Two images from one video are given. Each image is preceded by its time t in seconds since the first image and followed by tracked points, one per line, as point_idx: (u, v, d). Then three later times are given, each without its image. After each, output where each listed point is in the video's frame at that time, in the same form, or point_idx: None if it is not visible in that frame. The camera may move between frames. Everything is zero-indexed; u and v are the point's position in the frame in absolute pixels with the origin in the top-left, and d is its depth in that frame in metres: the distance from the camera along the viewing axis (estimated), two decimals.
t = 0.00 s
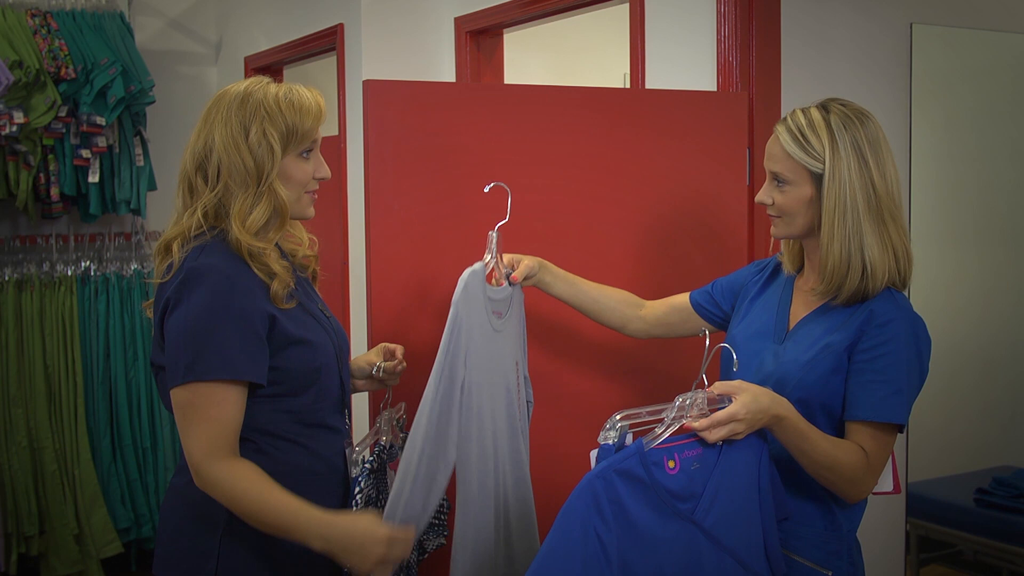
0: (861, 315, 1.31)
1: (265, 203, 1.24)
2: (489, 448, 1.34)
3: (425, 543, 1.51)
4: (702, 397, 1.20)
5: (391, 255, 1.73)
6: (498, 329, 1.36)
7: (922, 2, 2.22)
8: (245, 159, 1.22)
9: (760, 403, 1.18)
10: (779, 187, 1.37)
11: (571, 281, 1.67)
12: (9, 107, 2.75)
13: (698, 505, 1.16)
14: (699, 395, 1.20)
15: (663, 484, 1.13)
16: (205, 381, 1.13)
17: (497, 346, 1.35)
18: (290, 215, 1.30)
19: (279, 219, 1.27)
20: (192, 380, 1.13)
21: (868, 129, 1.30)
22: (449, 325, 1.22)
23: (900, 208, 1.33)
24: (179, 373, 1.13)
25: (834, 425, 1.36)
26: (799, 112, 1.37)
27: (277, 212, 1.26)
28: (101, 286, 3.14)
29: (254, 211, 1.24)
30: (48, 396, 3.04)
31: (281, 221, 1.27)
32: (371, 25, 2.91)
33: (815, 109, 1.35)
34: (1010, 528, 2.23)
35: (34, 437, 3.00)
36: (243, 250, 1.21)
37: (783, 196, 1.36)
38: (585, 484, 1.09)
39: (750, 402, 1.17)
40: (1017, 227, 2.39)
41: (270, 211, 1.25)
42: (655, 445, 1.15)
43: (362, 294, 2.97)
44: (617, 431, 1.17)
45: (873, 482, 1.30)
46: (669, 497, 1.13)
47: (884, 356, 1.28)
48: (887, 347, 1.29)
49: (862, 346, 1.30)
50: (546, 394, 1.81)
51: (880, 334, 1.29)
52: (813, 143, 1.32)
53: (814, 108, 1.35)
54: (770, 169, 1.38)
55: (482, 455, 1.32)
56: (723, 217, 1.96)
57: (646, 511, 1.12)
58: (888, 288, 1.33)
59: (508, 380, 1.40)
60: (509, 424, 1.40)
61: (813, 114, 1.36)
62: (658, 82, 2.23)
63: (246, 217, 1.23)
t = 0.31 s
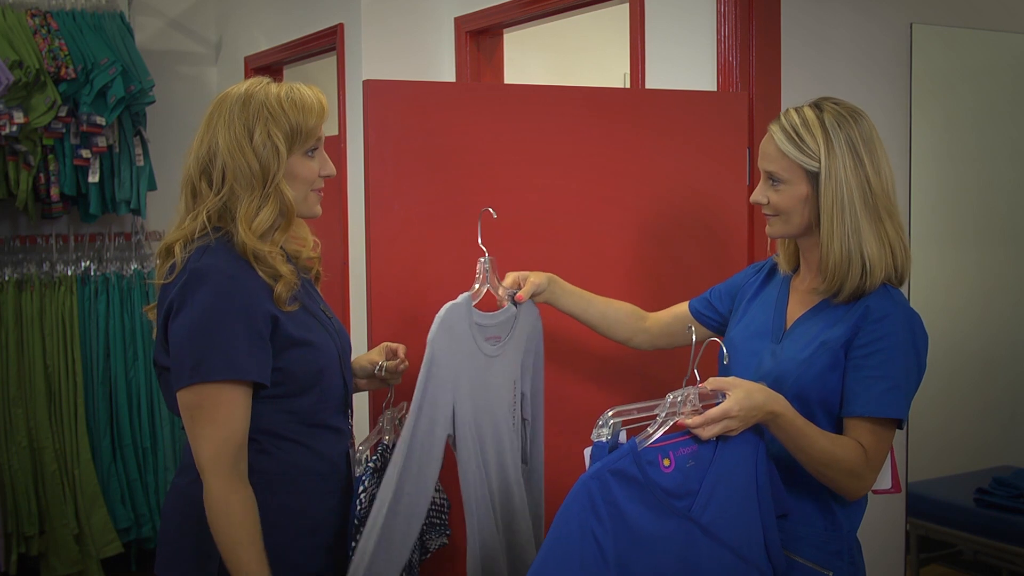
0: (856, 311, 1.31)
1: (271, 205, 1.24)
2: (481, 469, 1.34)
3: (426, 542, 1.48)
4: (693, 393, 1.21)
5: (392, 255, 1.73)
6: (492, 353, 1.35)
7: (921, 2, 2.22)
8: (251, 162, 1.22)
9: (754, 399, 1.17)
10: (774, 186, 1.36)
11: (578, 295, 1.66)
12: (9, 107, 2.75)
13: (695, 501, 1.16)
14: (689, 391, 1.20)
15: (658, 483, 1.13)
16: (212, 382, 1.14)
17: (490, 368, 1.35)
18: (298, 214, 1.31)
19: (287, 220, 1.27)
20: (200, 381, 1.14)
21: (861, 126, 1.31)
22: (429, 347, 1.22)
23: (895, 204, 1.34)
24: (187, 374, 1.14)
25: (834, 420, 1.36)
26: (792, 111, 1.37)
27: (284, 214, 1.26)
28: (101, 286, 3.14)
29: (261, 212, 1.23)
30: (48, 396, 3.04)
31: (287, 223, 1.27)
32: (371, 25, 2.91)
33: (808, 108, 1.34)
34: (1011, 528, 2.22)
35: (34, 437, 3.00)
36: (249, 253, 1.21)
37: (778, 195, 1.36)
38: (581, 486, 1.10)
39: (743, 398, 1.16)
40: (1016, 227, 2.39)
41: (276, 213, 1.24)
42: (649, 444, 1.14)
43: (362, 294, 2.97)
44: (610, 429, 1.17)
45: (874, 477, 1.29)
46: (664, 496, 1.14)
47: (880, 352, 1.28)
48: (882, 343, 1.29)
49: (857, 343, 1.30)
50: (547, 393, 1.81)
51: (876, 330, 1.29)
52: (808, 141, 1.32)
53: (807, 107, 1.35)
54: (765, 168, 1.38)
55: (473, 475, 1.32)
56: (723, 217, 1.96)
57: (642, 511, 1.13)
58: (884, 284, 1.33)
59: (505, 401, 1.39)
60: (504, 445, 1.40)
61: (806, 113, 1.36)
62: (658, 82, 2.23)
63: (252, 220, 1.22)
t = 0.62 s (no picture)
0: (850, 305, 1.32)
1: (274, 206, 1.24)
2: (467, 472, 1.31)
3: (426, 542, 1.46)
4: (683, 383, 1.21)
5: (392, 254, 1.73)
6: (510, 357, 1.32)
7: (921, 2, 2.22)
8: (253, 162, 1.22)
9: (740, 392, 1.18)
10: (768, 184, 1.36)
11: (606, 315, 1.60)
12: (9, 107, 2.75)
13: (683, 490, 1.15)
14: (678, 381, 1.21)
15: (645, 472, 1.12)
16: (210, 381, 1.14)
17: (503, 372, 1.32)
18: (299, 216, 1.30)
19: (289, 220, 1.27)
20: (195, 381, 1.15)
21: (856, 125, 1.32)
22: (415, 340, 1.21)
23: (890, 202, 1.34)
24: (185, 373, 1.14)
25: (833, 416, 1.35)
26: (787, 109, 1.37)
27: (285, 215, 1.26)
28: (101, 286, 3.14)
29: (263, 213, 1.23)
30: (49, 396, 3.04)
31: (289, 224, 1.27)
32: (371, 25, 2.91)
33: (802, 106, 1.35)
34: (1011, 528, 2.22)
35: (34, 437, 3.00)
36: (247, 252, 1.21)
37: (774, 192, 1.36)
38: (567, 477, 1.07)
39: (728, 391, 1.17)
40: (1017, 227, 2.39)
41: (278, 213, 1.24)
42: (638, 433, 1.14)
43: (362, 294, 2.97)
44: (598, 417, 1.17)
45: (869, 470, 1.29)
46: (651, 484, 1.12)
47: (874, 345, 1.29)
48: (876, 336, 1.29)
49: (852, 336, 1.30)
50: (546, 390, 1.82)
51: (869, 323, 1.30)
52: (804, 139, 1.32)
53: (801, 105, 1.35)
54: (759, 166, 1.37)
55: (455, 476, 1.29)
56: (724, 217, 1.96)
57: (631, 501, 1.11)
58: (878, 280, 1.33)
59: (523, 408, 1.36)
60: (512, 454, 1.36)
61: (800, 111, 1.36)
62: (657, 82, 2.23)
63: (254, 219, 1.22)
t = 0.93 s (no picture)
0: (847, 299, 1.32)
1: (261, 206, 1.23)
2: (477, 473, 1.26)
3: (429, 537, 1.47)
4: (679, 365, 1.21)
5: (391, 253, 1.73)
6: (533, 360, 1.27)
7: (921, 2, 2.22)
8: (242, 159, 1.21)
9: (733, 380, 1.18)
10: (774, 183, 1.35)
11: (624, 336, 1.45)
12: (9, 107, 2.74)
13: (676, 473, 1.17)
14: (674, 362, 1.21)
15: (637, 452, 1.14)
16: (199, 378, 1.14)
17: (526, 376, 1.27)
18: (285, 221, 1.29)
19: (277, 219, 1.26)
20: (183, 378, 1.13)
21: (854, 126, 1.33)
22: (424, 334, 1.17)
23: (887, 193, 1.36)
24: (171, 371, 1.13)
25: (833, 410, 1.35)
26: (779, 108, 1.37)
27: (273, 216, 1.25)
28: (101, 286, 3.14)
29: (249, 212, 1.23)
30: (49, 396, 3.04)
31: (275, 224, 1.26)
32: (371, 25, 2.91)
33: (796, 105, 1.35)
34: (1012, 528, 2.21)
35: (34, 437, 3.00)
36: (239, 250, 1.21)
37: (781, 191, 1.34)
38: (558, 452, 1.09)
39: (721, 378, 1.17)
40: (1017, 227, 2.39)
41: (265, 212, 1.24)
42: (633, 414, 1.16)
43: (362, 294, 2.97)
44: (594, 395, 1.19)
45: (868, 464, 1.27)
46: (641, 463, 1.14)
47: (871, 338, 1.28)
48: (872, 328, 1.28)
49: (849, 329, 1.30)
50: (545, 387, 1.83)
51: (867, 316, 1.29)
52: (808, 138, 1.32)
53: (794, 103, 1.35)
54: (759, 166, 1.36)
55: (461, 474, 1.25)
56: (723, 217, 1.96)
57: (621, 479, 1.12)
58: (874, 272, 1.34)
59: (548, 414, 1.30)
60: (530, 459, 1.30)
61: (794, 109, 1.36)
62: (657, 82, 2.23)
63: (241, 217, 1.22)
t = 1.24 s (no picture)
0: (845, 294, 1.32)
1: (260, 211, 1.22)
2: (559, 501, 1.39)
3: (436, 529, 1.46)
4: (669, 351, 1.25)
5: (392, 254, 1.73)
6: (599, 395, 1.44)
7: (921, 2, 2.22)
8: (250, 162, 1.20)
9: (722, 368, 1.19)
10: (772, 183, 1.35)
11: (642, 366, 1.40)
12: (9, 107, 2.74)
13: (664, 458, 1.21)
14: (665, 349, 1.25)
15: (625, 432, 1.20)
16: (192, 375, 1.13)
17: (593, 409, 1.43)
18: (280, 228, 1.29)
19: (274, 226, 1.25)
20: (179, 376, 1.13)
21: (849, 130, 1.34)
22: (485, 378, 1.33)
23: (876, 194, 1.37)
24: (167, 370, 1.13)
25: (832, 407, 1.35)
26: (774, 108, 1.38)
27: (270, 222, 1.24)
28: (102, 286, 3.14)
29: (246, 216, 1.22)
30: (49, 396, 3.04)
31: (275, 229, 1.26)
32: (371, 25, 2.91)
33: (788, 106, 1.36)
34: (1013, 528, 2.20)
35: (34, 437, 3.00)
36: (230, 251, 1.21)
37: (779, 190, 1.34)
38: (546, 425, 1.18)
39: (710, 366, 1.18)
40: (1017, 227, 2.38)
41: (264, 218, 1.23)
42: (621, 396, 1.23)
43: (362, 294, 2.97)
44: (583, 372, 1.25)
45: (862, 456, 1.25)
46: (631, 445, 1.20)
47: (866, 331, 1.28)
48: (870, 321, 1.28)
49: (845, 324, 1.30)
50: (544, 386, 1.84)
51: (862, 310, 1.29)
52: (807, 139, 1.32)
53: (788, 105, 1.36)
54: (756, 166, 1.36)
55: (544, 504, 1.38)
56: (723, 217, 1.96)
57: (606, 456, 1.19)
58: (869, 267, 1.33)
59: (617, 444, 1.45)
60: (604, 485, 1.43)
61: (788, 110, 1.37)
62: (657, 82, 2.23)
63: (236, 220, 1.21)
